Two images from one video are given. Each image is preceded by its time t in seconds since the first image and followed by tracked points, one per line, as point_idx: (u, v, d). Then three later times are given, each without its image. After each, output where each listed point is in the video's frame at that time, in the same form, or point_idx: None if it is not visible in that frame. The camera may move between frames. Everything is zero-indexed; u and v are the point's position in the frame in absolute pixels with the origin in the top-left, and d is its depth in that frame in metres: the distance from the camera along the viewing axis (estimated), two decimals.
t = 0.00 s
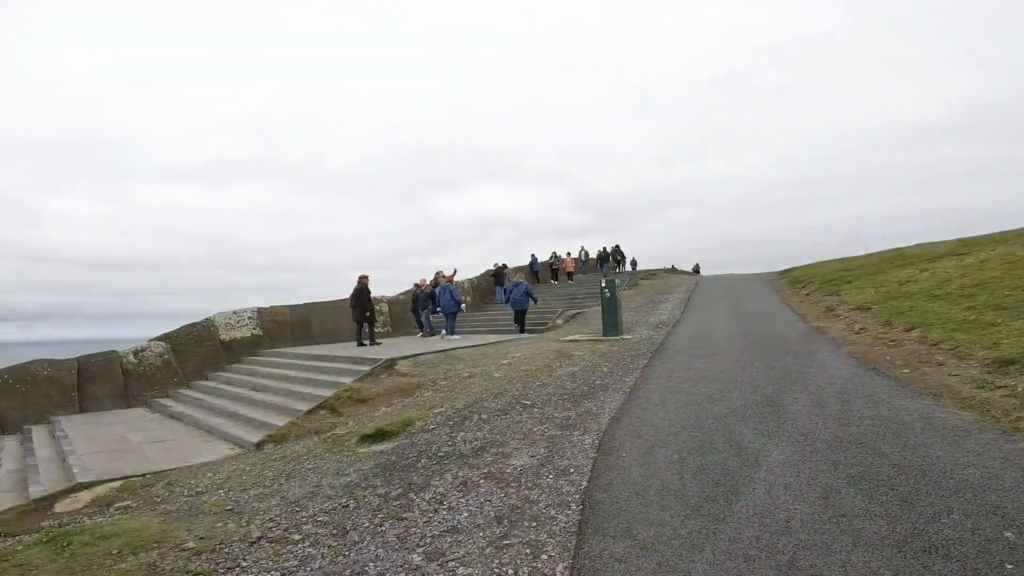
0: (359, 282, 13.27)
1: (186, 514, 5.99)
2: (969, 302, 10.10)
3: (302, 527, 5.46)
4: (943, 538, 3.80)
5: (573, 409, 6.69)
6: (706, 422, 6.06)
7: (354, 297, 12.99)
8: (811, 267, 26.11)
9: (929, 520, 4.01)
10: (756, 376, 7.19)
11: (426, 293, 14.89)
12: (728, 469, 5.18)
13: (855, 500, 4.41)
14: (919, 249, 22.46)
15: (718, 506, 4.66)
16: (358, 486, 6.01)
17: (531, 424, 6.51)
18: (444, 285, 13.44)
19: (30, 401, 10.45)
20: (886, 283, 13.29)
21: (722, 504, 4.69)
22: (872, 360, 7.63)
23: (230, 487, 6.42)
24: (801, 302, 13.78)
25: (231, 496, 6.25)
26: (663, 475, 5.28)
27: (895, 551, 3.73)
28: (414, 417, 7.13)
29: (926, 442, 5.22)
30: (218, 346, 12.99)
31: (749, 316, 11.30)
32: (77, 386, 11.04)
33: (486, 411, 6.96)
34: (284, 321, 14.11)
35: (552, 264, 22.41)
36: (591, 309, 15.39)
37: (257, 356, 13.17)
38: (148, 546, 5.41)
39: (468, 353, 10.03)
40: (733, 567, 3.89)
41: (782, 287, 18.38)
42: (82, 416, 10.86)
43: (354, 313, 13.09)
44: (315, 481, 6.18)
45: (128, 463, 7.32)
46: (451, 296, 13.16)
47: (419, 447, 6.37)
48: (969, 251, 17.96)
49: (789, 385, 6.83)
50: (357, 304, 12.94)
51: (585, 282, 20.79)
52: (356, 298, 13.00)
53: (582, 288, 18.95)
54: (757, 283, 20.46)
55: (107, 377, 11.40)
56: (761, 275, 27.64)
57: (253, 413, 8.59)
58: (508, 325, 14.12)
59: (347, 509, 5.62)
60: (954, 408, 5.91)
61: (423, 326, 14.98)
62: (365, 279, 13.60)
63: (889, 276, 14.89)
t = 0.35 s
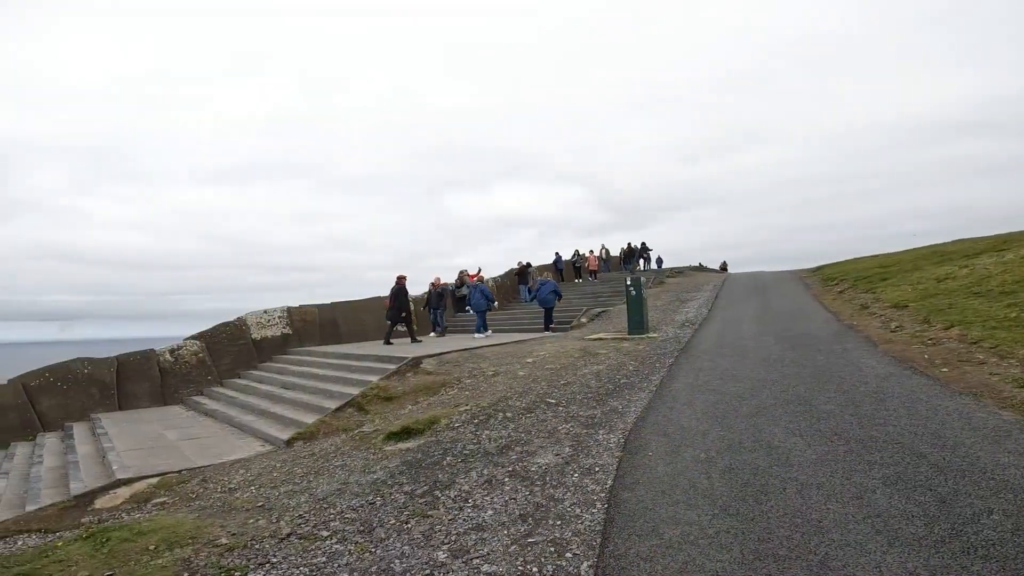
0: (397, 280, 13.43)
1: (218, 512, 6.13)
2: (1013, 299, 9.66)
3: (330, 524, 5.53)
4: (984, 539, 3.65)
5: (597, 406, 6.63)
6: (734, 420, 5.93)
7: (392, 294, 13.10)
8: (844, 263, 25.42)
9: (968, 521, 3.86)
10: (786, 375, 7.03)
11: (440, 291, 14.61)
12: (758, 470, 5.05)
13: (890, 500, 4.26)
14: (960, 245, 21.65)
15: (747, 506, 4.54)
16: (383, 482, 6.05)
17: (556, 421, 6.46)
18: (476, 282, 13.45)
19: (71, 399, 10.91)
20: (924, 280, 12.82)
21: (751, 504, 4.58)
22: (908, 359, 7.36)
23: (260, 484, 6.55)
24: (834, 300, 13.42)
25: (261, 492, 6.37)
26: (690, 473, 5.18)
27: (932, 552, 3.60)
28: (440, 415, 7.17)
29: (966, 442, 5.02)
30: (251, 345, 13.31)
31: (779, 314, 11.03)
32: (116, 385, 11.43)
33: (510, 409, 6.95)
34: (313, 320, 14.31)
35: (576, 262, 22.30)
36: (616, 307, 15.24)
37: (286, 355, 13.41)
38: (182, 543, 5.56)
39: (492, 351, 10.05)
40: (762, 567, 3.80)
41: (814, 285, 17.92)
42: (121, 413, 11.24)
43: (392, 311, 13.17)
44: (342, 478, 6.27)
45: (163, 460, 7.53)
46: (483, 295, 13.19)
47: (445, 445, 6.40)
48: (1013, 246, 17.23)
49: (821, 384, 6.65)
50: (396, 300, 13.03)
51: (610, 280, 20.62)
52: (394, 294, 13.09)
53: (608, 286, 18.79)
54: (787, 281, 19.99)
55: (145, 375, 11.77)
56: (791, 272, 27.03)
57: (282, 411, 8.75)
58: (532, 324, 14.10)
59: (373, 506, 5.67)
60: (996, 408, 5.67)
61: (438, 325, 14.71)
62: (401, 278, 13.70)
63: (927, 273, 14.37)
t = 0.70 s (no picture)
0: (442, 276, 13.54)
1: (260, 507, 6.30)
2: None
3: (366, 520, 5.62)
4: None
5: (630, 406, 6.52)
6: (772, 421, 5.76)
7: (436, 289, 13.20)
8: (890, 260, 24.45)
9: None
10: (829, 374, 6.80)
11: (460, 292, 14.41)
12: (798, 470, 4.89)
13: (939, 501, 4.08)
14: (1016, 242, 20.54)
15: (787, 507, 4.41)
16: (417, 478, 6.11)
17: (588, 420, 6.39)
18: (513, 280, 13.45)
19: (122, 396, 11.43)
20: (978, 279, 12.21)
21: (791, 504, 4.45)
22: (961, 358, 7.01)
23: (299, 480, 6.71)
24: (880, 298, 12.91)
25: (300, 488, 6.51)
26: (727, 473, 5.06)
27: (984, 553, 3.43)
28: (473, 413, 7.20)
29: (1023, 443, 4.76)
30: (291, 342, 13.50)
31: (821, 314, 10.67)
32: (164, 381, 11.88)
33: (543, 408, 6.93)
34: (349, 319, 14.57)
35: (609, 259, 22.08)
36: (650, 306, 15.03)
37: (324, 353, 13.70)
38: (226, 537, 5.74)
39: (525, 350, 10.04)
40: (803, 568, 3.68)
41: (858, 283, 17.27)
42: (169, 409, 11.69)
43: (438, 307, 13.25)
44: (378, 475, 6.36)
45: (208, 456, 7.80)
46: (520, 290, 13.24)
47: (478, 443, 6.42)
48: None
49: (866, 384, 6.40)
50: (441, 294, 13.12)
51: (644, 278, 20.35)
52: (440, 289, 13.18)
53: (642, 284, 18.53)
54: (829, 279, 19.33)
55: (191, 372, 12.22)
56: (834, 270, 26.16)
57: (320, 408, 8.95)
58: (565, 322, 14.03)
59: (407, 503, 5.73)
60: None
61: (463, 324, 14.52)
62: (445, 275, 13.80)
63: (981, 271, 13.67)
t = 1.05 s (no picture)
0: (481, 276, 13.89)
1: (302, 501, 6.45)
2: None
3: (404, 516, 5.69)
4: None
5: (669, 406, 6.41)
6: (819, 421, 5.56)
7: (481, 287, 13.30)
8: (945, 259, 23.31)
9: None
10: (879, 375, 6.52)
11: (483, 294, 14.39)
12: (847, 470, 4.70)
13: (1001, 505, 3.86)
14: None
15: (834, 507, 4.24)
16: (454, 474, 6.14)
17: (625, 420, 6.31)
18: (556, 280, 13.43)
19: (174, 392, 11.93)
20: None
21: (839, 504, 4.28)
22: None
23: (340, 475, 6.84)
24: (932, 297, 12.31)
25: (341, 484, 6.63)
26: (770, 473, 4.90)
27: None
28: (509, 411, 7.21)
29: None
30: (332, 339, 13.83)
31: (870, 313, 10.26)
32: (214, 378, 12.36)
33: (579, 407, 6.88)
34: (386, 317, 14.83)
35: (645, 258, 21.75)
36: (689, 304, 14.75)
37: (363, 350, 13.95)
38: (270, 531, 5.90)
39: (561, 348, 9.99)
40: (851, 569, 3.53)
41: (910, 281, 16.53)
42: (218, 404, 12.13)
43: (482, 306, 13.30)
44: (415, 472, 6.43)
45: (254, 451, 8.04)
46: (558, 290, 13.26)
47: (514, 441, 6.42)
48: None
49: (920, 385, 6.11)
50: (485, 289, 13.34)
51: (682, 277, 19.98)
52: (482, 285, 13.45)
53: (680, 283, 18.20)
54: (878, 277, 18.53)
55: (238, 369, 12.64)
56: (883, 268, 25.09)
57: (360, 405, 9.11)
58: (601, 320, 13.92)
59: (443, 499, 5.77)
60: None
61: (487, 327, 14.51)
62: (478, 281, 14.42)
63: None
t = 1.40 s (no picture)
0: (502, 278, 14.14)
1: (342, 496, 6.57)
2: None
3: (440, 513, 5.73)
4: None
5: (709, 407, 6.26)
6: (867, 424, 5.35)
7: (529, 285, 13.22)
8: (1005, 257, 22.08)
9: None
10: (933, 377, 6.23)
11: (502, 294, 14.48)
12: (898, 472, 4.51)
13: None
14: None
15: (883, 508, 4.08)
16: (489, 472, 6.14)
17: (663, 420, 6.19)
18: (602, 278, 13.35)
19: (223, 387, 12.32)
20: None
21: (888, 505, 4.11)
22: None
23: (378, 472, 6.94)
24: (990, 296, 11.64)
25: (379, 480, 6.72)
26: (814, 473, 4.74)
27: None
28: (545, 410, 7.18)
29: None
30: (372, 337, 14.10)
31: (923, 314, 9.80)
32: (259, 375, 12.72)
33: (616, 408, 6.79)
34: (423, 316, 15.03)
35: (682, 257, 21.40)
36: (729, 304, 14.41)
37: (401, 348, 14.15)
38: (312, 526, 6.04)
39: (598, 347, 9.90)
40: (903, 571, 3.38)
41: (966, 280, 15.74)
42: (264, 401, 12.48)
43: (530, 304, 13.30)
44: (452, 469, 6.46)
45: (297, 447, 8.24)
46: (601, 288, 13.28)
47: (550, 440, 6.39)
48: None
49: (978, 386, 5.80)
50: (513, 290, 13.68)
51: (722, 276, 19.53)
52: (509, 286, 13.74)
53: (719, 281, 17.81)
54: (932, 276, 17.63)
55: (282, 365, 12.96)
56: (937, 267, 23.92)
57: (398, 402, 9.25)
58: (638, 319, 13.74)
59: (479, 497, 5.77)
60: None
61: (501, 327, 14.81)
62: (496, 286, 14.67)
63: None
